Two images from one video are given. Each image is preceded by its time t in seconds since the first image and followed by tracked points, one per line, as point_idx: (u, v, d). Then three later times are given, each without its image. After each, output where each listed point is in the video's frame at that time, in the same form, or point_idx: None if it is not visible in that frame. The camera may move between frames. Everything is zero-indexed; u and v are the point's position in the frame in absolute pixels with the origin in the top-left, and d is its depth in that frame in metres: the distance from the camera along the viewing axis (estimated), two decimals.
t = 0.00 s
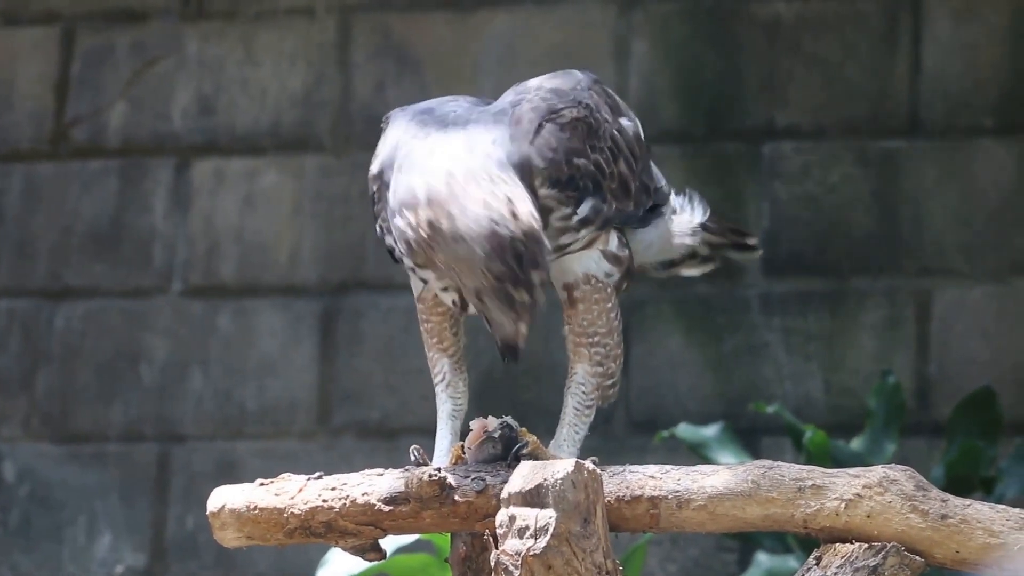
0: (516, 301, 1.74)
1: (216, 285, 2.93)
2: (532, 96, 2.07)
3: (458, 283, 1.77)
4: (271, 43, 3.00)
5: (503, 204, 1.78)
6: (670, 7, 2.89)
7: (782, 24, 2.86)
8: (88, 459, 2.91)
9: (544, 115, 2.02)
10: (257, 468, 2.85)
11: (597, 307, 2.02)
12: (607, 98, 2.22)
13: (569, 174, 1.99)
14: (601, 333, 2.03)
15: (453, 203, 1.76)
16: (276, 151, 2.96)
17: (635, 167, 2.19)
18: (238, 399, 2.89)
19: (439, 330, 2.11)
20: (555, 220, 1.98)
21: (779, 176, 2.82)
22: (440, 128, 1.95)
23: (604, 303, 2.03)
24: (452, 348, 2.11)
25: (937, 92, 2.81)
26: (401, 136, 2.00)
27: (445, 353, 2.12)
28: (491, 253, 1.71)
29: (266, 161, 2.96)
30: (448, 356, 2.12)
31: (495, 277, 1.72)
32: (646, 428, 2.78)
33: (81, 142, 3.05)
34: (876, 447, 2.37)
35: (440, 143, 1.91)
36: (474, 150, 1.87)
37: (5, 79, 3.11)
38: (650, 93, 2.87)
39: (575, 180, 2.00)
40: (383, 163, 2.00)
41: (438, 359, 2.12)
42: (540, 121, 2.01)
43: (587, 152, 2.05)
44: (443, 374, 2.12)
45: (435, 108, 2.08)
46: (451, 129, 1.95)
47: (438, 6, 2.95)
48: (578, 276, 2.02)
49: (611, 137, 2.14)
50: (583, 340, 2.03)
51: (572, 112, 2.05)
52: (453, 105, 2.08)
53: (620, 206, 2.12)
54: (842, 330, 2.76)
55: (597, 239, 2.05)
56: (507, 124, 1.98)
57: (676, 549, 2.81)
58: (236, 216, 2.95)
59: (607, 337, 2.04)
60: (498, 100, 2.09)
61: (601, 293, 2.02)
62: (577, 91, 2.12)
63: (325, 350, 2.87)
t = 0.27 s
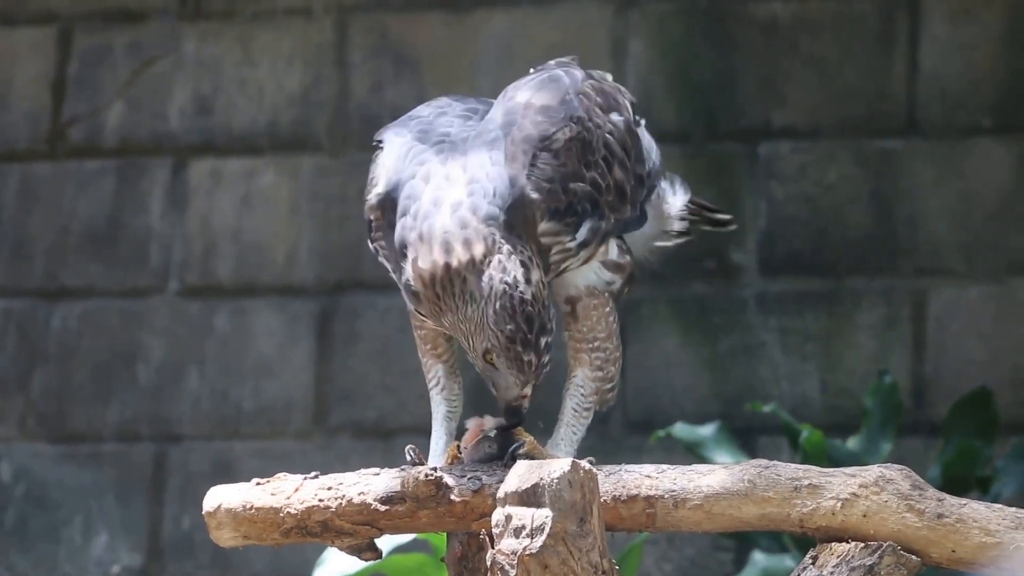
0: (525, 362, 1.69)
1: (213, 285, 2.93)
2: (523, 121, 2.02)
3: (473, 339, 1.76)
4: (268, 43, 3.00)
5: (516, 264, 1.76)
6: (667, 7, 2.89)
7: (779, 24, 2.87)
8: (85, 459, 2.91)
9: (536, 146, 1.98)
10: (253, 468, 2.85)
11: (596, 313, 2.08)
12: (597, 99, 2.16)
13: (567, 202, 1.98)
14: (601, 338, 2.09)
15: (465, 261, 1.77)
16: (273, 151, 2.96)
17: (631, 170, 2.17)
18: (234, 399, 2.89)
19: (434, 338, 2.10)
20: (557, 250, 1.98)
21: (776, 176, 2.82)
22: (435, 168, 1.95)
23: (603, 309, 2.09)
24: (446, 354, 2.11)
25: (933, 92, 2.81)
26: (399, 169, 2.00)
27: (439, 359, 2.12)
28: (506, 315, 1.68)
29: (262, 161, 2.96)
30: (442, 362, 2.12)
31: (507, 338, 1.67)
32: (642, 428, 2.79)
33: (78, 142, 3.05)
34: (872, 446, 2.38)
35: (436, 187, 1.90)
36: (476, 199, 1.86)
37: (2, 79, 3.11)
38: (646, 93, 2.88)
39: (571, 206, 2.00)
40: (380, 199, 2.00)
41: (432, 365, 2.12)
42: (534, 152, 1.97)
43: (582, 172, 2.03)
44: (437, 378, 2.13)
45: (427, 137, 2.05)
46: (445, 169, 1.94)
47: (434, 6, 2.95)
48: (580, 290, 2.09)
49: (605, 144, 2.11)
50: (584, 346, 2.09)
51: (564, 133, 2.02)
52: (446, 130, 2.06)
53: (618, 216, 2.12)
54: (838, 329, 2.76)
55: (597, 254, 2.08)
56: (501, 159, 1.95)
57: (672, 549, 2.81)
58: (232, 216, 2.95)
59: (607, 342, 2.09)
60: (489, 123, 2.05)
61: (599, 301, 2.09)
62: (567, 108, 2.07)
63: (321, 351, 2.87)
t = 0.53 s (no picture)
0: (479, 367, 1.65)
1: (207, 284, 2.93)
2: (513, 115, 2.02)
3: (444, 337, 1.74)
4: (262, 42, 2.99)
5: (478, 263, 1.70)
6: (660, 6, 2.89)
7: (773, 23, 2.86)
8: (79, 458, 2.91)
9: (529, 138, 1.99)
10: (247, 468, 2.85)
11: (587, 308, 2.06)
12: (583, 90, 2.17)
13: (560, 194, 1.98)
14: (592, 333, 2.07)
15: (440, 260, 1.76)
16: (266, 150, 2.96)
17: (620, 161, 2.18)
18: (229, 398, 2.89)
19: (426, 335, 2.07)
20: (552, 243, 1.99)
21: (770, 175, 2.83)
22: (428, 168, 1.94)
23: (594, 304, 2.07)
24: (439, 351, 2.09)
25: (927, 91, 2.81)
26: (392, 167, 1.99)
27: (433, 356, 2.10)
28: (454, 317, 1.65)
29: (256, 160, 2.96)
30: (435, 359, 2.10)
31: (458, 341, 1.65)
32: (636, 427, 2.79)
33: (71, 141, 3.05)
34: (866, 446, 2.38)
35: (431, 188, 1.89)
36: (470, 199, 1.86)
37: None
38: (640, 93, 2.87)
39: (565, 198, 2.00)
40: (375, 196, 1.98)
41: (425, 361, 2.10)
42: (528, 146, 1.98)
43: (575, 164, 2.04)
44: (430, 375, 2.12)
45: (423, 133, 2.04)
46: (438, 169, 1.93)
47: (427, 5, 2.95)
48: (574, 283, 2.06)
49: (594, 135, 2.11)
50: (575, 342, 2.07)
51: (555, 126, 2.03)
52: (436, 126, 2.06)
53: (611, 209, 2.13)
54: (832, 328, 2.77)
55: (591, 247, 2.07)
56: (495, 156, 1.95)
57: (666, 548, 2.81)
58: (226, 216, 2.95)
59: (597, 338, 2.08)
60: (479, 118, 2.05)
61: (591, 295, 2.07)
62: (556, 101, 2.08)
63: (316, 350, 2.87)
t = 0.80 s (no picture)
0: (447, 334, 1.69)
1: (209, 284, 2.94)
2: (526, 77, 2.07)
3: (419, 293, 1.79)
4: (263, 43, 3.00)
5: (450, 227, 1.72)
6: (661, 7, 2.90)
7: (773, 24, 2.87)
8: (81, 458, 2.92)
9: (541, 96, 2.03)
10: (249, 467, 2.86)
11: (576, 288, 2.08)
12: (594, 78, 2.24)
13: (566, 155, 2.01)
14: (580, 315, 2.08)
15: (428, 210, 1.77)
16: (267, 151, 2.97)
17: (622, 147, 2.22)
18: (230, 398, 2.89)
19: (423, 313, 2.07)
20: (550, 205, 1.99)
21: (770, 175, 2.83)
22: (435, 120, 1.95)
23: (583, 285, 2.09)
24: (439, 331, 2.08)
25: (927, 92, 2.82)
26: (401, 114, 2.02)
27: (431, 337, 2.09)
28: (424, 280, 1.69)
29: (257, 161, 2.97)
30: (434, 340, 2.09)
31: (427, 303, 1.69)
32: (637, 427, 2.79)
33: (73, 142, 3.05)
34: (866, 446, 2.39)
35: (436, 135, 1.91)
36: (474, 151, 1.86)
37: None
38: (640, 93, 2.88)
39: (570, 161, 2.02)
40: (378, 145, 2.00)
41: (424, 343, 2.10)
42: (538, 103, 2.02)
43: (581, 133, 2.07)
44: (429, 358, 2.10)
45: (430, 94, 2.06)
46: (445, 119, 1.95)
47: (428, 6, 2.95)
48: (564, 257, 2.09)
49: (601, 116, 2.16)
50: (562, 322, 2.08)
51: (568, 90, 2.07)
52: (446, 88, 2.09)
53: (612, 187, 2.14)
54: (832, 328, 2.77)
55: (588, 221, 2.09)
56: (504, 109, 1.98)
57: (666, 547, 2.82)
58: (228, 216, 2.96)
59: (585, 320, 2.09)
60: (490, 81, 2.08)
61: (581, 275, 2.09)
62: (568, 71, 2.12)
63: (317, 350, 2.88)
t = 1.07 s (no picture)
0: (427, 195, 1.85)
1: (213, 284, 2.93)
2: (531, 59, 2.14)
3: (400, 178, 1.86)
4: (267, 43, 3.00)
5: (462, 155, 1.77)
6: (665, 7, 2.89)
7: (777, 24, 2.87)
8: (85, 458, 2.92)
9: (539, 70, 2.09)
10: (253, 467, 2.85)
11: (582, 287, 2.00)
12: (604, 87, 2.28)
13: (557, 126, 2.00)
14: (585, 314, 2.01)
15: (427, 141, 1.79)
16: (271, 151, 2.96)
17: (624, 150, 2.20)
18: (234, 398, 2.89)
19: (431, 313, 2.12)
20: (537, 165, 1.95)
21: (774, 175, 2.83)
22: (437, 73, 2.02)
23: (589, 285, 2.01)
24: (444, 331, 2.12)
25: (931, 91, 2.82)
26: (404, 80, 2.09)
27: (438, 338, 2.12)
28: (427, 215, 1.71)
29: (261, 160, 2.96)
30: (440, 341, 2.12)
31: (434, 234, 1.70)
32: (642, 427, 2.79)
33: (77, 141, 3.05)
34: (870, 446, 2.38)
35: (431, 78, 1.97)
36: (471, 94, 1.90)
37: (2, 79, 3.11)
38: (645, 93, 2.88)
39: (562, 134, 2.01)
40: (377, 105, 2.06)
41: (431, 344, 2.12)
42: (535, 76, 2.07)
43: (578, 113, 2.08)
44: (435, 361, 2.12)
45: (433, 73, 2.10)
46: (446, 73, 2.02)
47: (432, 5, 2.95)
48: (558, 239, 1.99)
49: (603, 112, 2.17)
50: (567, 322, 2.02)
51: (568, 74, 2.11)
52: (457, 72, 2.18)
53: (605, 173, 2.10)
54: (837, 328, 2.77)
55: (580, 201, 2.01)
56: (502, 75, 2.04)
57: (671, 548, 2.81)
58: (232, 216, 2.96)
59: (591, 319, 2.02)
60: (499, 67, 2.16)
61: (587, 274, 2.00)
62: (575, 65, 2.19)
63: (321, 350, 2.88)
